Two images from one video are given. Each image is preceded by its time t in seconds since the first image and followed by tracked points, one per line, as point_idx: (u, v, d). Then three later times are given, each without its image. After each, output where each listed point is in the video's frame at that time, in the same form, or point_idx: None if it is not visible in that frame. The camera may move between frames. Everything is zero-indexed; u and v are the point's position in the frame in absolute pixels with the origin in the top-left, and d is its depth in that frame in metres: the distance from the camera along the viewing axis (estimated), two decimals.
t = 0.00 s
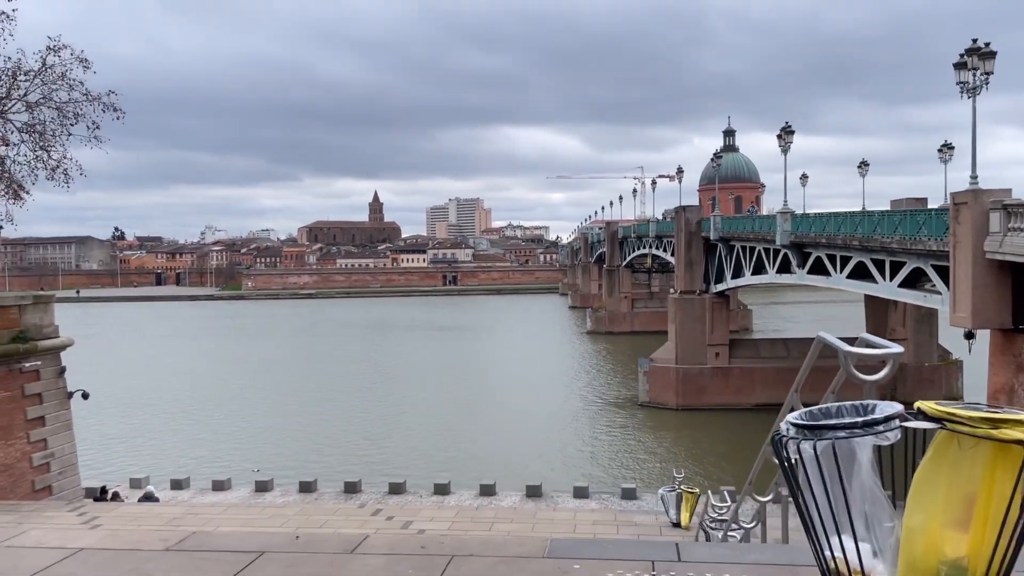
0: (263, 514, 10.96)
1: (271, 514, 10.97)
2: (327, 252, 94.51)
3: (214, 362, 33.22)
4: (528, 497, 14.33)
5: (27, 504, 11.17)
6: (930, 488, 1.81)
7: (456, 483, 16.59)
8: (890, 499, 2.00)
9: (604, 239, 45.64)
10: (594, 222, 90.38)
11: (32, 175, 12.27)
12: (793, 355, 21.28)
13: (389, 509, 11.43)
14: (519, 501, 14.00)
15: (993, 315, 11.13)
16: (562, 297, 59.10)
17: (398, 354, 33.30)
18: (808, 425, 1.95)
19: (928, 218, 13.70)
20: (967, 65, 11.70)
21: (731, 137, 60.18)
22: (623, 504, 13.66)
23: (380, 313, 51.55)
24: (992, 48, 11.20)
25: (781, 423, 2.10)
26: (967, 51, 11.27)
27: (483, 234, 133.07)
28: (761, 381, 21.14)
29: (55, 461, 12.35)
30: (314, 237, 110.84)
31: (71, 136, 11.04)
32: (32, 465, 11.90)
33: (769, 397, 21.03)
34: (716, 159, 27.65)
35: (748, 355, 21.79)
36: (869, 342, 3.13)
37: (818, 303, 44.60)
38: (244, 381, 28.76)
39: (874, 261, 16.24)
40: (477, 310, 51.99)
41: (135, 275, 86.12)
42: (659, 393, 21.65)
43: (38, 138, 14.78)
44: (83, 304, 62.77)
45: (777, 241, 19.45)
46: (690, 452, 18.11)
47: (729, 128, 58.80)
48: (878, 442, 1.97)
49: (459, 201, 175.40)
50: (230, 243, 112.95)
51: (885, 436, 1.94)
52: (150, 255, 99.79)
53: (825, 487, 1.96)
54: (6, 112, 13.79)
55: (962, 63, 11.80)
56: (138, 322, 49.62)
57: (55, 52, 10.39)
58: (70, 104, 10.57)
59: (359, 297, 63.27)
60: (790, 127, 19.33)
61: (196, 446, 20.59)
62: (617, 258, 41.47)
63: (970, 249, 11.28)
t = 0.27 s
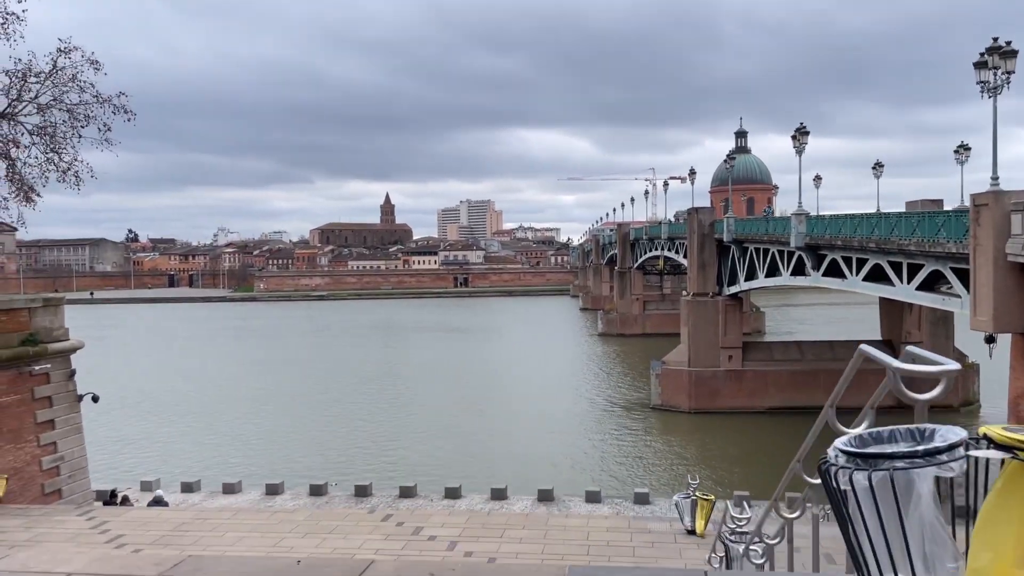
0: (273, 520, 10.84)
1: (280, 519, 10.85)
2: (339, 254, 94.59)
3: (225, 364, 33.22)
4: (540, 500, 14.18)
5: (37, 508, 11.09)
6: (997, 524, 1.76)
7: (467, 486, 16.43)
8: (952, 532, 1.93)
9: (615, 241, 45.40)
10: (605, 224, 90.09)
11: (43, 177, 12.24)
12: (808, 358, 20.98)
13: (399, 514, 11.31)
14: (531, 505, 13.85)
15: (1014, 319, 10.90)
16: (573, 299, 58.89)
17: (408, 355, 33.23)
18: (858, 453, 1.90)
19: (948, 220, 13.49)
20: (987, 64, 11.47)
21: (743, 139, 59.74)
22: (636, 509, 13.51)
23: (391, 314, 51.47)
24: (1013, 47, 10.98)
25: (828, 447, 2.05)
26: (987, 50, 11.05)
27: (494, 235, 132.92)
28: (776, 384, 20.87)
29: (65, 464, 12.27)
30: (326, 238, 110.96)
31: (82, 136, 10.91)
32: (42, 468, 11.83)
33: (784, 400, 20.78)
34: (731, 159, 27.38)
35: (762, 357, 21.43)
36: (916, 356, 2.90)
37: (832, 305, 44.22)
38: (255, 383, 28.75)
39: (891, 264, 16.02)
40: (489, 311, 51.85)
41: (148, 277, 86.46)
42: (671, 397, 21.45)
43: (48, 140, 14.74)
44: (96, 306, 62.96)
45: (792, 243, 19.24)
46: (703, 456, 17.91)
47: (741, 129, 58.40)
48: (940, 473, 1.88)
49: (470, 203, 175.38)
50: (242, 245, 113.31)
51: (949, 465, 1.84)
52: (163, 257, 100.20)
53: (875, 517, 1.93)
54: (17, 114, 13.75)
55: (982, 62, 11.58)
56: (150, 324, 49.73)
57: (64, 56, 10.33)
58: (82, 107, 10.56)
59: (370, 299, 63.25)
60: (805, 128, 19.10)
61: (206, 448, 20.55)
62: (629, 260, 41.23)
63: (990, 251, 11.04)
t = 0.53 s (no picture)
0: (281, 524, 10.74)
1: (288, 524, 10.75)
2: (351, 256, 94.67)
3: (237, 366, 33.22)
4: (551, 505, 14.02)
5: (45, 512, 11.02)
6: None
7: (478, 490, 16.28)
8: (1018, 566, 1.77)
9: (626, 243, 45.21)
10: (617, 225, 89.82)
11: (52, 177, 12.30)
12: (822, 360, 20.73)
13: (409, 519, 11.18)
14: (541, 509, 13.71)
15: None
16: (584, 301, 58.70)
17: (418, 358, 33.16)
18: (913, 476, 1.78)
19: (965, 221, 13.27)
20: (1006, 63, 11.27)
21: (754, 140, 59.42)
22: (648, 513, 13.34)
23: (402, 317, 51.43)
24: None
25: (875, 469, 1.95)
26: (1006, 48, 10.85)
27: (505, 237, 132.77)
28: (789, 387, 20.66)
29: (74, 468, 12.22)
30: (338, 241, 111.12)
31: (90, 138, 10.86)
32: (50, 472, 11.77)
33: (798, 403, 20.56)
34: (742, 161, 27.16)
35: (774, 360, 21.22)
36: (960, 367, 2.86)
37: (846, 308, 43.86)
38: (266, 385, 28.74)
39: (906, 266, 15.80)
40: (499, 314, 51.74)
41: (161, 279, 86.84)
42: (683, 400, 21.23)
43: (58, 143, 14.72)
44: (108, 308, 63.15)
45: (805, 245, 19.04)
46: (716, 459, 17.74)
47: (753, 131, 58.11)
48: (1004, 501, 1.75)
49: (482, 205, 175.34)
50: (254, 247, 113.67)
51: (1015, 491, 1.71)
52: (176, 259, 100.67)
53: (931, 548, 1.79)
54: (27, 116, 13.74)
55: (1000, 61, 11.38)
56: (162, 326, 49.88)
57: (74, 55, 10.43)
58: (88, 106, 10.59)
59: (382, 301, 63.24)
60: (818, 128, 18.91)
61: (216, 450, 20.50)
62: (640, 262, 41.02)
63: (1008, 253, 10.82)
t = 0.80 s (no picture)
0: (289, 530, 10.58)
1: (296, 529, 10.60)
2: (361, 258, 94.78)
3: (247, 368, 33.20)
4: (562, 510, 13.83)
5: (50, 518, 10.88)
6: None
7: (489, 494, 16.09)
8: None
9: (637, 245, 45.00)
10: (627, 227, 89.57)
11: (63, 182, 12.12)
12: (837, 362, 20.43)
13: (418, 525, 11.01)
14: (553, 514, 13.53)
15: None
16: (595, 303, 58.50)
17: (428, 360, 33.04)
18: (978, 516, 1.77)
19: (984, 221, 13.01)
20: None
21: (765, 141, 59.08)
22: (662, 518, 13.16)
23: (412, 318, 51.36)
24: None
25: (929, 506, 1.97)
26: None
27: (515, 239, 132.98)
28: (803, 389, 20.38)
29: (81, 472, 12.10)
30: (348, 243, 111.32)
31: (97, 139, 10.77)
32: (57, 476, 11.65)
33: (812, 406, 20.27)
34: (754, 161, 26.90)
35: (788, 362, 20.97)
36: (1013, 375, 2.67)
37: (858, 310, 43.50)
38: (275, 387, 28.67)
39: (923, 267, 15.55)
40: (509, 315, 51.60)
41: (173, 281, 87.17)
42: (696, 403, 21.00)
43: (66, 144, 14.64)
44: (120, 310, 63.27)
45: (820, 246, 18.80)
46: (729, 463, 17.51)
47: (765, 132, 57.82)
48: None
49: (492, 208, 175.41)
50: (265, 249, 113.99)
51: None
52: (188, 261, 101.14)
53: None
54: (35, 117, 13.65)
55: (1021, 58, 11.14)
56: (173, 328, 50.01)
57: (88, 62, 9.93)
58: (100, 114, 10.15)
59: (392, 303, 63.23)
60: (833, 128, 18.68)
61: (226, 452, 20.43)
62: (651, 263, 40.75)
63: None
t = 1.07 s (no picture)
0: (295, 534, 10.48)
1: (301, 533, 10.48)
2: (369, 259, 94.84)
3: (254, 370, 33.16)
4: (570, 513, 13.67)
5: (55, 521, 10.81)
6: None
7: (496, 496, 15.94)
8: None
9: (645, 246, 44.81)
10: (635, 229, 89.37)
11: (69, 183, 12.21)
12: (847, 364, 20.24)
13: (425, 528, 10.88)
14: (561, 518, 13.38)
15: None
16: (602, 304, 58.34)
17: (435, 361, 32.96)
18: None
19: (999, 221, 12.82)
20: None
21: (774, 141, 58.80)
22: (671, 522, 13.00)
23: (420, 320, 51.30)
24: None
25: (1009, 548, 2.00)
26: None
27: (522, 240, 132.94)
28: (813, 391, 20.17)
29: (87, 474, 12.04)
30: (356, 244, 111.40)
31: (103, 140, 10.68)
32: (63, 479, 11.59)
33: (822, 409, 20.06)
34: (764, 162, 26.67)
35: (798, 365, 20.79)
36: None
37: (868, 311, 43.24)
38: (282, 389, 28.61)
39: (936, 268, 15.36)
40: (517, 317, 51.50)
41: (181, 283, 87.31)
42: (705, 405, 20.83)
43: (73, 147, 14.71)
44: (130, 311, 63.41)
45: (831, 247, 18.61)
46: (739, 465, 17.32)
47: (773, 133, 57.63)
48: None
49: (499, 209, 175.39)
50: (273, 251, 114.18)
51: None
52: (196, 263, 101.38)
53: None
54: (41, 118, 13.59)
55: None
56: (181, 329, 50.06)
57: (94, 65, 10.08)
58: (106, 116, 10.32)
59: (400, 304, 63.19)
60: (843, 128, 18.49)
61: (233, 454, 20.36)
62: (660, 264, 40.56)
63: None
